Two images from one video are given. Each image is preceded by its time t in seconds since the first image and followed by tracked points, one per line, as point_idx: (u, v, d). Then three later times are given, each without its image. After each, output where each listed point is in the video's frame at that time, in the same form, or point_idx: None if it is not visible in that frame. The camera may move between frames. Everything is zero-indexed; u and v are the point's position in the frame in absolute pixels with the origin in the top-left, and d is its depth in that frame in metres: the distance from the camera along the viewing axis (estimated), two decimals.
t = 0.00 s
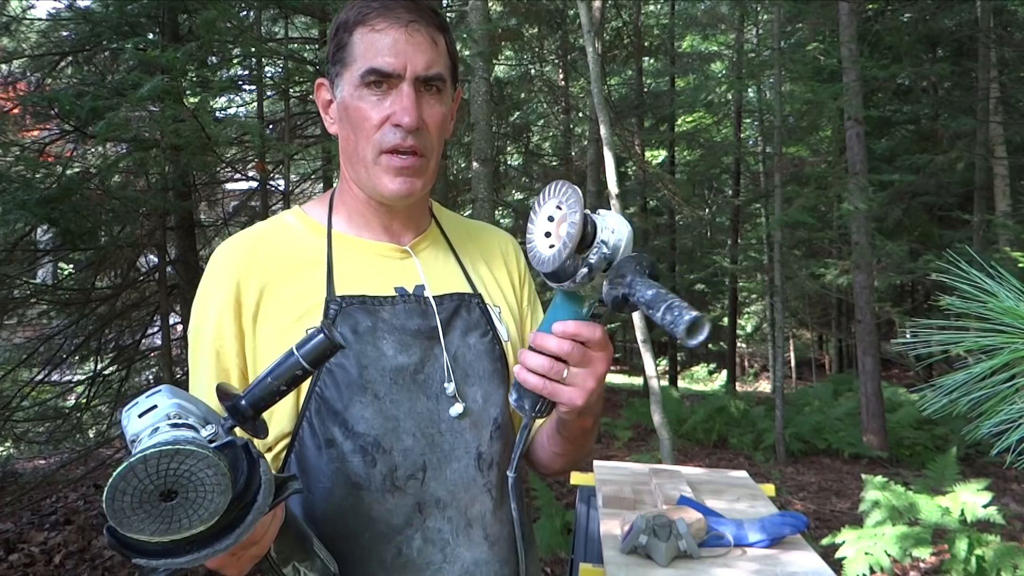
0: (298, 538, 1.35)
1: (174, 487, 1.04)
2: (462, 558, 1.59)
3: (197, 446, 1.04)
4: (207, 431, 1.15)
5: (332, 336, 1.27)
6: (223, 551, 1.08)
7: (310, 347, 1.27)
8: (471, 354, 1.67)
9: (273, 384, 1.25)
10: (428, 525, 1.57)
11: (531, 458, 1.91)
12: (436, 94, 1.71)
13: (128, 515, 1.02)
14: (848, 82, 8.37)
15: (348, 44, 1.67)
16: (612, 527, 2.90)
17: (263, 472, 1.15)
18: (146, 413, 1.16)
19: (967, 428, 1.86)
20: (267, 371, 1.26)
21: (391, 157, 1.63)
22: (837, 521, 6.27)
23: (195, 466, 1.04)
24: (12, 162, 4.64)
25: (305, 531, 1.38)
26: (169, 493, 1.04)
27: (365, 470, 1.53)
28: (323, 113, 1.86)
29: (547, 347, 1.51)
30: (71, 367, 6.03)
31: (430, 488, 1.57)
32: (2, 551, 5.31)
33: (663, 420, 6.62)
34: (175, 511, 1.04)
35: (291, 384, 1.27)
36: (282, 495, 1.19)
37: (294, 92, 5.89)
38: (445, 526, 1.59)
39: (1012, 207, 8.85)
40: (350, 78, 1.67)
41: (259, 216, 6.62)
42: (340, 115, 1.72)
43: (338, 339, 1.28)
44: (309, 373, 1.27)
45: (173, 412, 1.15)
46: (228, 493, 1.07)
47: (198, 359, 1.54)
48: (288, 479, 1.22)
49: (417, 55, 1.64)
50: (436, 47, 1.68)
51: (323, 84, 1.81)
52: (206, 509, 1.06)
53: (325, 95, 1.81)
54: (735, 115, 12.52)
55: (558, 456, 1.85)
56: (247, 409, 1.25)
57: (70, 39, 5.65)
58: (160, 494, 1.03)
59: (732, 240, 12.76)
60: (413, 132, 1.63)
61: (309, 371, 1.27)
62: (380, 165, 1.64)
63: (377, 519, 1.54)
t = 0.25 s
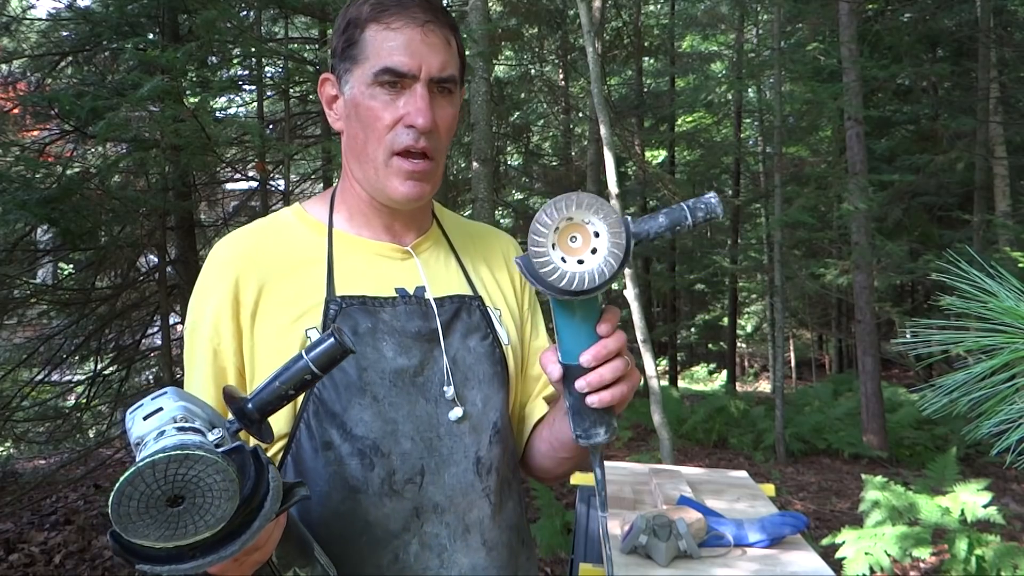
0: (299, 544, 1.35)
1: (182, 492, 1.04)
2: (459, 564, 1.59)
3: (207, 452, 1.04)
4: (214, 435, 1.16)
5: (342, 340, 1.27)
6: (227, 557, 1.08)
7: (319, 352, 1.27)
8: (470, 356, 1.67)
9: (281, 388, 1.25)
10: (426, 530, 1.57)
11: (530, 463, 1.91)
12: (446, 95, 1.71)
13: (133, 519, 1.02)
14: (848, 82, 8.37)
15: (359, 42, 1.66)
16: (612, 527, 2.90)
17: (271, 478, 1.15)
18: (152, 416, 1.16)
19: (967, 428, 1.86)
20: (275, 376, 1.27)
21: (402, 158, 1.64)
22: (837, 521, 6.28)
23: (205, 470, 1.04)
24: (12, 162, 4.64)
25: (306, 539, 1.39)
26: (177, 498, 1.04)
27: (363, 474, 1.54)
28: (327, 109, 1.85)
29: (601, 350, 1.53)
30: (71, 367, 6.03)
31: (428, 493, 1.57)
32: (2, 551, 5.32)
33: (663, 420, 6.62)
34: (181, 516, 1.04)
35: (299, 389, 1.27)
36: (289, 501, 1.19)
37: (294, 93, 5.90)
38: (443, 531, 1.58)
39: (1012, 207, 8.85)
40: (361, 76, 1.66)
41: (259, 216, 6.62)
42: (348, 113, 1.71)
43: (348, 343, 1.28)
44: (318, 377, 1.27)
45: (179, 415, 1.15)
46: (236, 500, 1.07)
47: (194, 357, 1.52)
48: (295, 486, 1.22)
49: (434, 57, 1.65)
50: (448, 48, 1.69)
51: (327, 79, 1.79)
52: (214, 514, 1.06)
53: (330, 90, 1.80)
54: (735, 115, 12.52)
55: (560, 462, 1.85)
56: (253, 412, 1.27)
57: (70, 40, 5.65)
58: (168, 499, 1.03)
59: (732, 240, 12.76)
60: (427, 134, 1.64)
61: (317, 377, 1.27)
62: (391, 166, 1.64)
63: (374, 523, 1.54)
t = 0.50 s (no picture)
0: (300, 547, 1.35)
1: (185, 497, 1.03)
2: (460, 566, 1.59)
3: (211, 457, 1.03)
4: (218, 438, 1.15)
5: (348, 343, 1.26)
6: (229, 561, 1.08)
7: (325, 354, 1.26)
8: (471, 357, 1.67)
9: (285, 392, 1.25)
10: (426, 532, 1.57)
11: (530, 463, 1.92)
12: (456, 96, 1.72)
13: (136, 523, 1.02)
14: (848, 82, 8.37)
15: (369, 41, 1.65)
16: (612, 527, 2.90)
17: (275, 483, 1.14)
18: (154, 419, 1.15)
19: (967, 429, 1.86)
20: (279, 378, 1.26)
21: (415, 160, 1.64)
22: (837, 521, 6.28)
23: (209, 476, 1.03)
24: (12, 162, 4.65)
25: (309, 542, 1.39)
26: (180, 503, 1.03)
27: (362, 475, 1.54)
28: (330, 106, 1.82)
29: (584, 361, 1.52)
30: (71, 367, 6.02)
31: (428, 495, 1.57)
32: (2, 551, 5.32)
33: (663, 420, 6.62)
34: (184, 521, 1.04)
35: (303, 391, 1.26)
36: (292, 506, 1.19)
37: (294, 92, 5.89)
38: (443, 533, 1.58)
39: (1012, 207, 8.84)
40: (371, 75, 1.65)
41: (259, 216, 6.62)
42: (355, 112, 1.70)
43: (354, 346, 1.27)
44: (323, 380, 1.27)
45: (182, 418, 1.15)
46: (239, 505, 1.07)
47: (193, 357, 1.53)
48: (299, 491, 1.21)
49: (444, 57, 1.65)
50: (458, 49, 1.69)
51: (331, 76, 1.77)
52: (218, 519, 1.06)
53: (334, 88, 1.78)
54: (735, 115, 12.51)
55: (557, 464, 1.86)
56: (257, 415, 1.26)
57: (70, 39, 5.65)
58: (171, 504, 1.03)
59: (732, 240, 12.77)
60: (439, 135, 1.64)
61: (322, 379, 1.26)
62: (404, 167, 1.64)
63: (374, 525, 1.55)
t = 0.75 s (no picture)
0: (297, 548, 1.35)
1: (178, 494, 1.03)
2: (458, 567, 1.59)
3: (205, 455, 1.04)
4: (213, 437, 1.15)
5: (344, 343, 1.29)
6: (223, 561, 1.08)
7: (321, 354, 1.28)
8: (470, 358, 1.67)
9: (281, 392, 1.26)
10: (424, 533, 1.57)
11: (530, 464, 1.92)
12: (432, 82, 1.70)
13: (129, 520, 1.02)
14: (848, 82, 8.37)
15: (337, 41, 1.68)
16: (612, 528, 2.90)
17: (269, 482, 1.14)
18: (150, 417, 1.16)
19: (967, 429, 1.86)
20: (276, 378, 1.27)
21: (391, 148, 1.62)
22: (837, 521, 6.28)
23: (201, 473, 1.04)
24: (12, 162, 4.66)
25: (306, 543, 1.38)
26: (173, 500, 1.04)
27: (361, 476, 1.54)
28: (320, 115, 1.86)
29: (595, 398, 1.51)
30: (71, 367, 6.03)
31: (426, 496, 1.57)
32: (2, 551, 5.32)
33: (663, 420, 6.62)
34: (177, 518, 1.04)
35: (299, 391, 1.27)
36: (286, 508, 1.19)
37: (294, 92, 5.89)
38: (441, 534, 1.58)
39: (1012, 207, 8.84)
40: (343, 72, 1.67)
41: (259, 216, 6.62)
42: (335, 113, 1.72)
43: (350, 347, 1.30)
44: (319, 380, 1.29)
45: (177, 416, 1.15)
46: (233, 503, 1.08)
47: (193, 359, 1.53)
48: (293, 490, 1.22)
49: (410, 43, 1.64)
50: (427, 34, 1.68)
51: (315, 84, 1.81)
52: (211, 516, 1.06)
53: (318, 95, 1.82)
54: (735, 115, 12.51)
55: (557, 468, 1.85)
56: (253, 414, 1.26)
57: (70, 39, 5.65)
58: (164, 501, 1.03)
59: (732, 240, 12.77)
60: (411, 122, 1.63)
61: (318, 380, 1.28)
62: (380, 157, 1.63)
63: (372, 526, 1.55)
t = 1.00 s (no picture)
0: (296, 549, 1.35)
1: (172, 500, 1.03)
2: (459, 568, 1.60)
3: (200, 461, 1.04)
4: (208, 441, 1.15)
5: (343, 348, 1.27)
6: (219, 566, 1.08)
7: (320, 358, 1.26)
8: (472, 359, 1.67)
9: (278, 396, 1.25)
10: (426, 535, 1.58)
11: (532, 470, 1.89)
12: (433, 84, 1.70)
13: (123, 526, 1.02)
14: (848, 82, 8.37)
15: (338, 41, 1.68)
16: (612, 528, 2.90)
17: (264, 489, 1.15)
18: (145, 420, 1.15)
19: (967, 429, 1.86)
20: (274, 381, 1.26)
21: (389, 150, 1.63)
22: (837, 521, 6.28)
23: (195, 479, 1.03)
24: (12, 162, 4.66)
25: (304, 545, 1.39)
26: (167, 507, 1.03)
27: (364, 477, 1.54)
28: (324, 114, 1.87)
29: (614, 405, 1.41)
30: (71, 367, 6.02)
31: (428, 497, 1.58)
32: (3, 551, 5.32)
33: (663, 420, 6.62)
34: (171, 525, 1.04)
35: (296, 395, 1.26)
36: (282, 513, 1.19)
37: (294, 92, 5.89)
38: (442, 536, 1.59)
39: (1012, 207, 8.85)
40: (343, 73, 1.68)
41: (259, 216, 6.62)
42: (337, 112, 1.72)
43: (349, 351, 1.28)
44: (317, 384, 1.27)
45: (173, 419, 1.15)
46: (228, 509, 1.07)
47: (194, 357, 1.52)
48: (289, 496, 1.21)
49: (412, 45, 1.64)
50: (429, 35, 1.67)
51: (318, 83, 1.81)
52: (206, 522, 1.06)
53: (320, 94, 1.82)
54: (735, 115, 12.51)
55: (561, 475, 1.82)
56: (250, 418, 1.26)
57: (70, 39, 5.65)
58: (158, 507, 1.03)
59: (732, 240, 12.78)
60: (410, 124, 1.64)
61: (316, 384, 1.26)
62: (379, 159, 1.64)
63: (375, 527, 1.54)
